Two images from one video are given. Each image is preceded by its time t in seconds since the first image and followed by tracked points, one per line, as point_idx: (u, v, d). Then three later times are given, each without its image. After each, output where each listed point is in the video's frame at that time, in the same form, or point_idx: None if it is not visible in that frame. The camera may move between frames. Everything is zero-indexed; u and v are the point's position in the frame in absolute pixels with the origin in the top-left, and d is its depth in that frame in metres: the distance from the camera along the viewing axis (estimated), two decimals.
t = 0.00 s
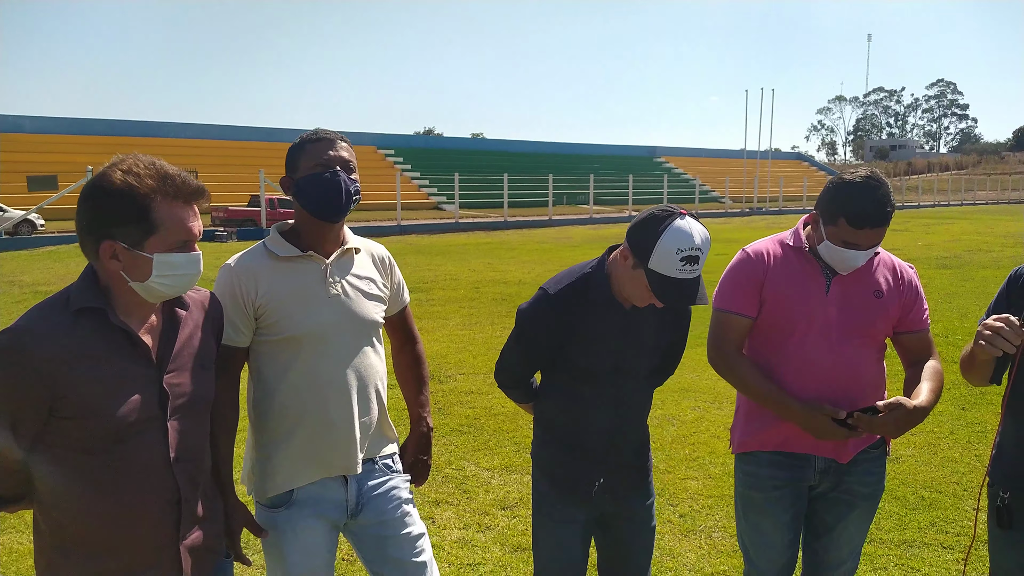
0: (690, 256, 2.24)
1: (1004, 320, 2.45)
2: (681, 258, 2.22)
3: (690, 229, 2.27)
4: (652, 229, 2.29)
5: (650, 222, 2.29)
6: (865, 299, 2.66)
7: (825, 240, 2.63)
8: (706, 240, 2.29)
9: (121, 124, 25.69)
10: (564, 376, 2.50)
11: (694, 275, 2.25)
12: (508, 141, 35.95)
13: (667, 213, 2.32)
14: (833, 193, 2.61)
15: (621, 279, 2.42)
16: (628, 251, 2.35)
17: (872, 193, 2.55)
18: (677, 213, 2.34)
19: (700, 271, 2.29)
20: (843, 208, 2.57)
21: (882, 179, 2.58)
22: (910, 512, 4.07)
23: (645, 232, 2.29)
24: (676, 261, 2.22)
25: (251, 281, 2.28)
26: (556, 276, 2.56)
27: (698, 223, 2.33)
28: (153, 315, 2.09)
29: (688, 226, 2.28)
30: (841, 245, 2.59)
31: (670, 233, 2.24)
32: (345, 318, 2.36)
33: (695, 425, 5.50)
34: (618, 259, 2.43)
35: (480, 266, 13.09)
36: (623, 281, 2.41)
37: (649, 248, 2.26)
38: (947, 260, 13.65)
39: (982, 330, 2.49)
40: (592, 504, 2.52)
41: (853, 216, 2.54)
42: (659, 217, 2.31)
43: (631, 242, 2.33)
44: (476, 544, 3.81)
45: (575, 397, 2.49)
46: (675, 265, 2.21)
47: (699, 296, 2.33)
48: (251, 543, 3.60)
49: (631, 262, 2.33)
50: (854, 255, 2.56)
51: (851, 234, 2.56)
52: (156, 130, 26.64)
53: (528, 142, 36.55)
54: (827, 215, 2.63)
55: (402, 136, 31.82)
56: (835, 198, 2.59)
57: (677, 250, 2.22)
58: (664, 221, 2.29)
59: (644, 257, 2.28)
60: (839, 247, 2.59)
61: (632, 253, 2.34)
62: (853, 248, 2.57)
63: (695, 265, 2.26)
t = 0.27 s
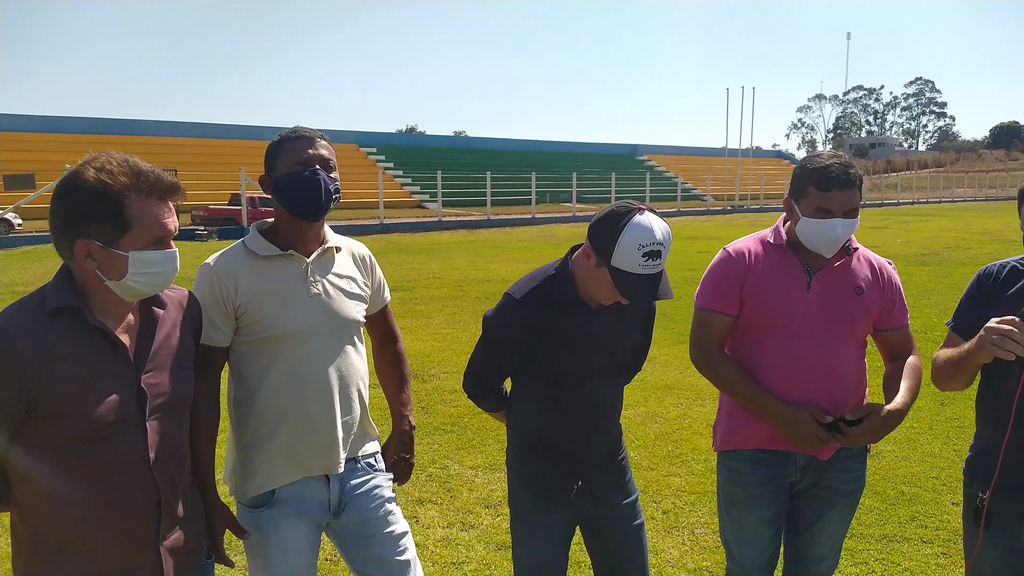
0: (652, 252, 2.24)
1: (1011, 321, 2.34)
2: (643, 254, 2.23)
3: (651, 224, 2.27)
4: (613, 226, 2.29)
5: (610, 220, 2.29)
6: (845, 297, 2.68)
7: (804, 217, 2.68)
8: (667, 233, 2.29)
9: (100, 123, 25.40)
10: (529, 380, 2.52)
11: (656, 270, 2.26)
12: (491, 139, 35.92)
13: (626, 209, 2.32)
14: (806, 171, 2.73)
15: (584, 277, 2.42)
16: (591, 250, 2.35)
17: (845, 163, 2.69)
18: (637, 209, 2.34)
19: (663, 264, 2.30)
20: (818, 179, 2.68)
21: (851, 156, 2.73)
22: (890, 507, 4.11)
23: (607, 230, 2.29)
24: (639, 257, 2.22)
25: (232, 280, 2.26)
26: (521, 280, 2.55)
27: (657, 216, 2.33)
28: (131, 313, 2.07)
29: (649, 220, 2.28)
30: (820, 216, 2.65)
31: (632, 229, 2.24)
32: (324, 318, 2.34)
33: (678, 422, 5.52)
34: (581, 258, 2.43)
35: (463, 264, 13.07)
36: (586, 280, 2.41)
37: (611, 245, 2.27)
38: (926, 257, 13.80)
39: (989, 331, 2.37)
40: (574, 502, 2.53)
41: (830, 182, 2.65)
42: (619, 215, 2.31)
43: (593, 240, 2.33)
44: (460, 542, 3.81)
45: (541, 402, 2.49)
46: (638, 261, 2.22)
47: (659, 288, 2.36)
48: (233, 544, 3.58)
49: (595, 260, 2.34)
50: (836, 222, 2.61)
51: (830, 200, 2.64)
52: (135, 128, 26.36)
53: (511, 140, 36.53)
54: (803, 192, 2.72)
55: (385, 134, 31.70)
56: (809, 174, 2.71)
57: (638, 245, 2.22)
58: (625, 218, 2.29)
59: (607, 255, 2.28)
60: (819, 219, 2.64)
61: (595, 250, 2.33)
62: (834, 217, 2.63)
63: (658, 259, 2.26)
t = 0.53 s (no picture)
0: (644, 245, 2.25)
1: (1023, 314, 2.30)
2: (634, 247, 2.23)
3: (641, 217, 2.28)
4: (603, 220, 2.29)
5: (599, 214, 2.30)
6: (843, 292, 2.68)
7: (798, 198, 2.74)
8: (657, 226, 2.31)
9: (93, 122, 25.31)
10: (526, 379, 2.52)
11: (648, 262, 2.27)
12: (486, 136, 35.89)
13: (615, 203, 2.33)
14: (793, 158, 2.83)
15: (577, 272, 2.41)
16: (582, 244, 2.35)
17: (828, 147, 2.83)
18: (626, 202, 2.34)
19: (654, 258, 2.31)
20: (807, 161, 2.79)
21: (833, 143, 2.88)
22: (888, 500, 4.13)
23: (597, 224, 2.29)
24: (630, 250, 2.23)
25: (225, 281, 2.25)
26: (512, 278, 2.57)
27: (647, 210, 2.34)
28: (125, 312, 2.06)
29: (638, 213, 2.29)
30: (816, 192, 2.72)
31: (622, 222, 2.25)
32: (320, 317, 2.34)
33: (675, 417, 5.53)
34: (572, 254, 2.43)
35: (459, 261, 13.07)
36: (579, 275, 2.41)
37: (602, 240, 2.27)
38: (921, 251, 13.84)
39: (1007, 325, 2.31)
40: (573, 498, 2.53)
41: (818, 161, 2.78)
42: (608, 209, 2.31)
43: (584, 234, 2.32)
44: (458, 539, 3.81)
45: (537, 401, 2.50)
46: (630, 254, 2.22)
47: (652, 281, 2.37)
48: (231, 543, 3.57)
49: (587, 254, 2.33)
50: (832, 196, 2.68)
51: (823, 176, 2.73)
52: (129, 128, 26.27)
53: (506, 136, 36.51)
54: (793, 177, 2.80)
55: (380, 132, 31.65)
56: (796, 160, 2.82)
57: (630, 238, 2.23)
58: (615, 211, 2.30)
59: (598, 249, 2.28)
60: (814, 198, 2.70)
61: (586, 245, 2.33)
62: (829, 192, 2.71)
63: (649, 252, 2.27)
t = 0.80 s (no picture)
0: (655, 246, 2.24)
1: None
2: (645, 248, 2.23)
3: (654, 219, 2.28)
4: (616, 221, 2.29)
5: (612, 215, 2.29)
6: (840, 294, 2.68)
7: (793, 195, 2.74)
8: (670, 229, 2.30)
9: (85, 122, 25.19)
10: (532, 376, 2.51)
11: (659, 265, 2.26)
12: (479, 137, 35.89)
13: (629, 204, 2.32)
14: (785, 157, 2.84)
15: (587, 272, 2.41)
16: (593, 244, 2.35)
17: (819, 144, 2.85)
18: (639, 203, 2.34)
19: (665, 259, 2.30)
20: (800, 158, 2.81)
21: (823, 141, 2.91)
22: (880, 503, 4.14)
23: (609, 225, 2.29)
24: (640, 252, 2.22)
25: (215, 283, 2.25)
26: (523, 276, 2.54)
27: (660, 212, 2.34)
28: (118, 313, 2.05)
29: (651, 215, 2.28)
30: (811, 188, 2.72)
31: (634, 223, 2.25)
32: (312, 318, 2.33)
33: (668, 419, 5.53)
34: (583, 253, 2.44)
35: (452, 263, 13.06)
36: (588, 274, 2.41)
37: (614, 240, 2.27)
38: (913, 253, 13.90)
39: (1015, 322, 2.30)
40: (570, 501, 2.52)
41: (811, 157, 2.79)
42: (623, 209, 2.31)
43: (596, 234, 2.33)
44: (451, 541, 3.80)
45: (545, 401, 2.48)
46: (640, 255, 2.22)
47: (663, 283, 2.35)
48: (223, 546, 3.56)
49: (597, 254, 2.33)
50: (827, 190, 2.69)
51: (817, 172, 2.75)
52: (121, 127, 26.17)
53: (499, 137, 36.52)
54: (786, 174, 2.81)
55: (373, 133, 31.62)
56: (789, 158, 2.83)
57: (641, 240, 2.23)
58: (626, 212, 2.29)
59: (609, 249, 2.28)
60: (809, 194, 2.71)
61: (597, 245, 2.34)
62: (824, 187, 2.72)
63: (660, 254, 2.26)
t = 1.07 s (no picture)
0: (673, 249, 2.24)
1: None
2: (663, 251, 2.22)
3: (674, 222, 2.27)
4: (636, 221, 2.29)
5: (633, 215, 2.29)
6: (837, 292, 2.68)
7: (788, 188, 2.74)
8: (689, 232, 2.30)
9: (78, 117, 25.09)
10: (541, 367, 2.53)
11: (676, 267, 2.26)
12: (475, 132, 35.85)
13: (650, 206, 2.32)
14: (779, 151, 2.84)
15: (603, 269, 2.41)
16: (611, 242, 2.35)
17: (813, 138, 2.86)
18: (661, 206, 2.34)
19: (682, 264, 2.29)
20: (794, 151, 2.81)
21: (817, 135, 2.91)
22: (874, 495, 4.16)
23: (629, 225, 2.29)
24: (658, 253, 2.22)
25: (209, 277, 2.24)
26: (538, 266, 2.55)
27: (681, 215, 2.34)
28: (113, 309, 2.04)
29: (671, 218, 2.28)
30: (806, 180, 2.72)
31: (654, 225, 2.25)
32: (305, 314, 2.32)
33: (664, 414, 5.54)
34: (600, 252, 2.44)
35: (448, 257, 13.06)
36: (603, 273, 2.41)
37: (633, 241, 2.27)
38: (908, 248, 13.93)
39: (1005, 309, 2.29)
40: (565, 495, 2.53)
41: (806, 150, 2.80)
42: (644, 209, 2.31)
43: (616, 232, 2.33)
44: (447, 536, 3.81)
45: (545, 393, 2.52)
46: (658, 257, 2.22)
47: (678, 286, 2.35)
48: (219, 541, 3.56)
49: (615, 253, 2.34)
50: (822, 182, 2.69)
51: (812, 164, 2.76)
52: (115, 123, 26.07)
53: (495, 133, 36.48)
54: (781, 167, 2.80)
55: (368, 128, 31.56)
56: (784, 151, 2.83)
57: (660, 242, 2.22)
58: (648, 214, 2.29)
59: (627, 249, 2.28)
60: (806, 184, 2.70)
61: (615, 244, 2.34)
62: (819, 178, 2.72)
63: (677, 257, 2.26)
